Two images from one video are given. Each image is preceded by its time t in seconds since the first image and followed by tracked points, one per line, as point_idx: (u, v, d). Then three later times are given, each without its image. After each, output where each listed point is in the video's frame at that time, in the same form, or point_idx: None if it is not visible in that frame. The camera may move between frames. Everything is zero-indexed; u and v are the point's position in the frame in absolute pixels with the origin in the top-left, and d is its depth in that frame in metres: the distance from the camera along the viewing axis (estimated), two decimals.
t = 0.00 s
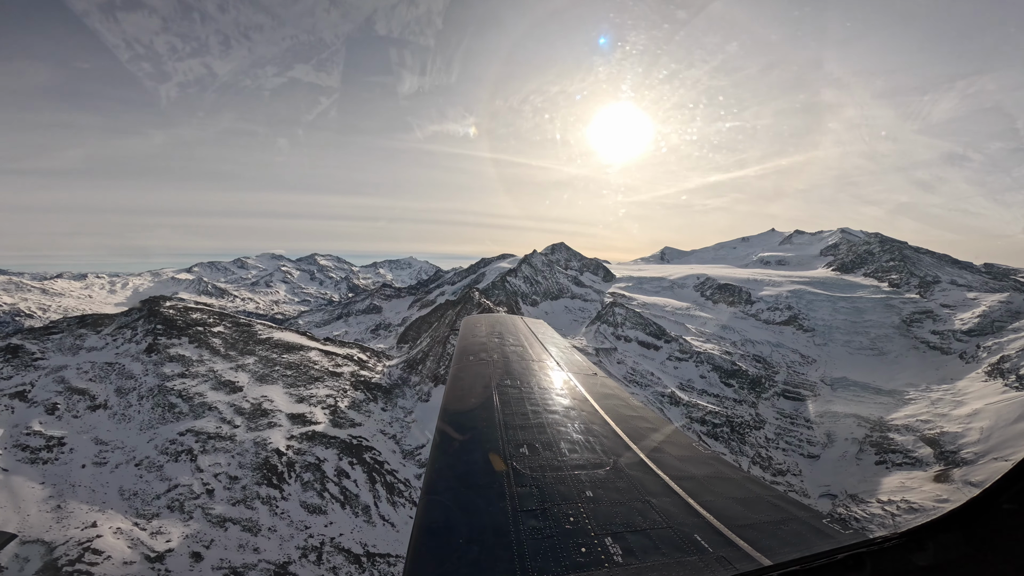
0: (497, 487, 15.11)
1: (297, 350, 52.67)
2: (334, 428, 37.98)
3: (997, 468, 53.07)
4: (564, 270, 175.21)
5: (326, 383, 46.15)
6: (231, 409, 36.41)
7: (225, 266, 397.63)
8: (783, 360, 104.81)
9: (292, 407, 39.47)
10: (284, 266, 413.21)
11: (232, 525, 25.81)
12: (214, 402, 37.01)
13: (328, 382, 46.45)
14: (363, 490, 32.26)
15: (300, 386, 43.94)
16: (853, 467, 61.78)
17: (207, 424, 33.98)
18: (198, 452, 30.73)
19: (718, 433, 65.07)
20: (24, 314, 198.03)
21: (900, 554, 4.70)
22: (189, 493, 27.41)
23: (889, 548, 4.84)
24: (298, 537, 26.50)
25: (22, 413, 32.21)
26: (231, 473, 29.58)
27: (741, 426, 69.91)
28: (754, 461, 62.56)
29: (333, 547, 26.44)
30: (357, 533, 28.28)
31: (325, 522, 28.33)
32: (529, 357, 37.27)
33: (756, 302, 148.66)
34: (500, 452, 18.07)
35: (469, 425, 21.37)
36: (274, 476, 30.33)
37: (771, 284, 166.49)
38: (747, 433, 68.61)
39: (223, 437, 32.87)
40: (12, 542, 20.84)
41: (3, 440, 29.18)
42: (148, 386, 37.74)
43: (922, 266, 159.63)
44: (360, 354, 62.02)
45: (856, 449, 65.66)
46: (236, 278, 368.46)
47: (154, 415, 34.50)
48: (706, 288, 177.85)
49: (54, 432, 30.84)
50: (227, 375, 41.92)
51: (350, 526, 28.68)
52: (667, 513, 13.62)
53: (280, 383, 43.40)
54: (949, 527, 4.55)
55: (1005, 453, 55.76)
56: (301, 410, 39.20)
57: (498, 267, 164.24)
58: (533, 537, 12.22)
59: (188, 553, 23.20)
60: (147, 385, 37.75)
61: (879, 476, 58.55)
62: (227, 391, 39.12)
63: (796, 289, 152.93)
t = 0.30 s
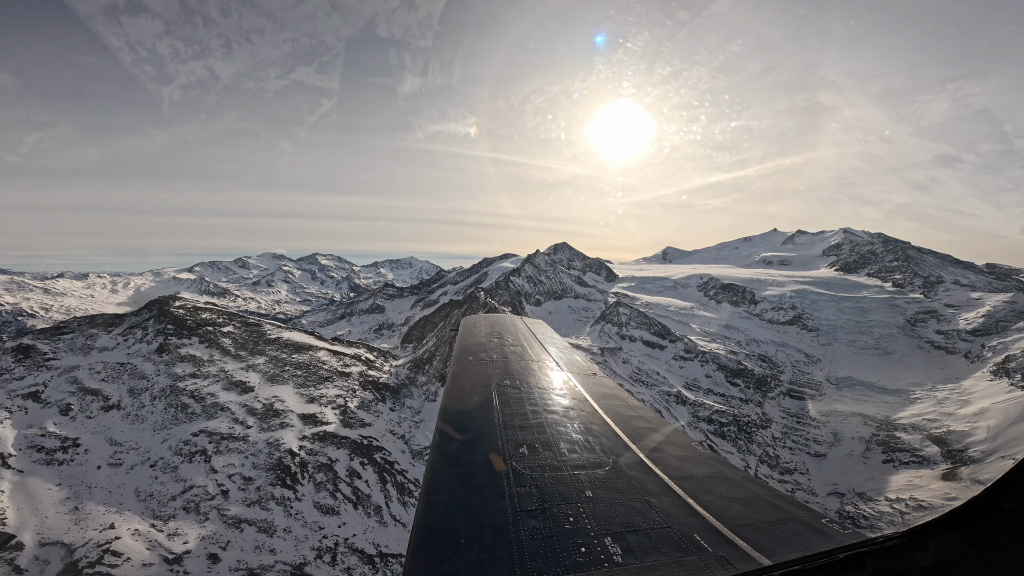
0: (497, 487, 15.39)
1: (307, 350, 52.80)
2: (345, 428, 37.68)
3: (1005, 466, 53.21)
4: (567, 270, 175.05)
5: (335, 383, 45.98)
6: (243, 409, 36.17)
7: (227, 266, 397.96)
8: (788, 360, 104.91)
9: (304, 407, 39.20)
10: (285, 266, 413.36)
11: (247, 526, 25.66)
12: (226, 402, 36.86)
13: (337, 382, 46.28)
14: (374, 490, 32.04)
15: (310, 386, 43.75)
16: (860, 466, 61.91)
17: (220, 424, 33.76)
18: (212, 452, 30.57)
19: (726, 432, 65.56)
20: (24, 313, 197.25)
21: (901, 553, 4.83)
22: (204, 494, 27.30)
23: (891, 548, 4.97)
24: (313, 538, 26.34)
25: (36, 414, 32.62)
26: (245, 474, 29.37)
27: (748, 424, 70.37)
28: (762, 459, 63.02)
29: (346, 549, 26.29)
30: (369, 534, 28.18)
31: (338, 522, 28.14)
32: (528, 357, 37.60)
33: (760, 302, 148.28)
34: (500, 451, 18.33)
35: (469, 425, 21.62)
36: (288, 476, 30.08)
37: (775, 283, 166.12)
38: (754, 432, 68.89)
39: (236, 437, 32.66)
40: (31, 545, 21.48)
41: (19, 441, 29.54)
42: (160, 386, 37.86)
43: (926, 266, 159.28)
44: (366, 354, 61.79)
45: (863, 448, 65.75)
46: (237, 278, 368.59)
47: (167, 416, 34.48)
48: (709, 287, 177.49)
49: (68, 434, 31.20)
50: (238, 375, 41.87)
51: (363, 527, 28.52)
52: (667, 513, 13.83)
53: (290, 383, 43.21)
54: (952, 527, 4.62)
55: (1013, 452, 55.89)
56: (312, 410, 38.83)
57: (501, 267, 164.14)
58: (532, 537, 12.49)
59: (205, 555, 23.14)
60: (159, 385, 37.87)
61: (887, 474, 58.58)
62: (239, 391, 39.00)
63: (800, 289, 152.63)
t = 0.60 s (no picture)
0: (496, 485, 15.67)
1: (316, 350, 52.76)
2: (356, 428, 37.38)
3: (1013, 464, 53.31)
4: (571, 270, 175.20)
5: (345, 383, 45.71)
6: (255, 410, 36.05)
7: (229, 266, 398.59)
8: (793, 359, 105.33)
9: (314, 407, 39.05)
10: (287, 266, 413.60)
11: (263, 527, 25.46)
12: (239, 403, 36.76)
13: (347, 382, 46.10)
14: (386, 491, 31.75)
15: (320, 386, 43.56)
16: (867, 464, 62.01)
17: (233, 425, 33.66)
18: (226, 453, 30.45)
19: (734, 432, 66.40)
20: (27, 314, 197.38)
21: (890, 553, 4.43)
22: (219, 495, 27.16)
23: (878, 545, 4.58)
24: (328, 539, 26.06)
25: (51, 415, 32.66)
26: (259, 475, 29.20)
27: (755, 424, 70.71)
28: (769, 458, 63.81)
29: (361, 549, 26.00)
30: (383, 535, 27.87)
31: (351, 523, 27.85)
32: (528, 356, 37.75)
33: (764, 302, 148.11)
34: (499, 451, 18.59)
35: (467, 423, 21.94)
36: (301, 477, 29.87)
37: (778, 284, 165.91)
38: (761, 431, 69.52)
39: (249, 438, 32.55)
40: (51, 546, 21.19)
41: (34, 442, 29.31)
42: (172, 386, 37.93)
43: (929, 266, 159.08)
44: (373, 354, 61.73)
45: (870, 447, 65.83)
46: (240, 278, 368.75)
47: (180, 416, 34.46)
48: (712, 288, 177.35)
49: (83, 434, 31.21)
50: (249, 376, 41.94)
51: (376, 527, 28.24)
52: (665, 511, 14.10)
53: (301, 383, 43.07)
54: (938, 525, 4.28)
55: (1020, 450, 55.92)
56: (323, 411, 38.65)
57: (504, 267, 164.27)
58: (532, 535, 12.73)
59: (222, 557, 22.91)
60: (171, 386, 37.98)
61: (894, 473, 58.63)
62: (250, 392, 38.92)
63: (804, 289, 152.53)
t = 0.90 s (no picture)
0: (496, 485, 15.89)
1: (325, 350, 52.88)
2: (366, 428, 37.24)
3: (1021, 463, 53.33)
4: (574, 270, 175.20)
5: (354, 383, 45.56)
6: (267, 411, 36.03)
7: (231, 266, 399.52)
8: (798, 359, 105.13)
9: (325, 407, 38.96)
10: (288, 266, 413.48)
11: (278, 528, 25.46)
12: (251, 403, 36.77)
13: (356, 382, 46.04)
14: (397, 492, 31.70)
15: (330, 386, 43.45)
16: (874, 463, 62.04)
17: (246, 425, 33.66)
18: (240, 454, 30.43)
19: (740, 430, 66.48)
20: (29, 314, 197.24)
21: (892, 550, 4.70)
22: (234, 496, 27.13)
23: (880, 542, 4.82)
24: (342, 540, 26.06)
25: (64, 415, 32.75)
26: (273, 476, 29.15)
27: (762, 423, 70.79)
28: (777, 457, 64.03)
29: (375, 551, 26.00)
30: (396, 536, 27.84)
31: (364, 524, 27.87)
32: (528, 356, 37.87)
33: (768, 302, 147.83)
34: (498, 450, 18.81)
35: (466, 422, 22.19)
36: (315, 478, 29.81)
37: (781, 283, 165.60)
38: (768, 430, 69.57)
39: (262, 438, 32.51)
40: (71, 548, 21.20)
41: (49, 443, 29.35)
42: (184, 387, 38.10)
43: (933, 266, 158.69)
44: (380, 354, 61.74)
45: (877, 446, 65.79)
46: (241, 278, 369.34)
47: (193, 416, 34.56)
48: (716, 287, 176.90)
49: (98, 435, 31.28)
50: (261, 375, 42.07)
51: (388, 528, 28.23)
52: (665, 510, 14.29)
53: (312, 384, 43.03)
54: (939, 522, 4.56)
55: None
56: (333, 411, 38.52)
57: (507, 267, 164.29)
58: (531, 535, 12.93)
59: (239, 559, 22.87)
60: (184, 386, 38.15)
61: (901, 471, 58.66)
62: (262, 392, 38.94)
63: (807, 289, 152.25)
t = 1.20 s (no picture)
0: (495, 482, 16.14)
1: (334, 350, 53.17)
2: (377, 428, 37.33)
3: None
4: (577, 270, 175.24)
5: (363, 383, 45.62)
6: (280, 412, 36.24)
7: (233, 266, 400.62)
8: (804, 359, 105.08)
9: (337, 407, 39.10)
10: (290, 266, 414.14)
11: (294, 529, 25.64)
12: (263, 404, 37.03)
13: (365, 382, 46.22)
14: (409, 492, 31.86)
15: (340, 386, 43.56)
16: (881, 463, 61.96)
17: (258, 426, 33.85)
18: (253, 454, 30.61)
19: (747, 430, 66.67)
20: (30, 314, 197.55)
21: (894, 547, 4.94)
22: (249, 498, 27.29)
23: (884, 541, 5.05)
24: (355, 541, 26.27)
25: (79, 416, 33.17)
26: (287, 477, 29.32)
27: (770, 423, 70.95)
28: (784, 456, 64.28)
29: (388, 551, 26.26)
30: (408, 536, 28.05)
31: (377, 524, 28.13)
32: (528, 354, 38.23)
33: (773, 302, 147.55)
34: (498, 448, 19.05)
35: (466, 420, 22.47)
36: (327, 479, 29.91)
37: (785, 284, 165.30)
38: (775, 429, 69.66)
39: (275, 439, 32.67)
40: (90, 550, 21.52)
41: (65, 444, 29.73)
42: (196, 387, 38.45)
43: (937, 267, 158.29)
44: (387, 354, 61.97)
45: (884, 445, 65.70)
46: (243, 278, 370.07)
47: (206, 417, 34.86)
48: (719, 287, 176.65)
49: (112, 436, 31.53)
50: (272, 376, 42.42)
51: (400, 528, 28.46)
52: (665, 509, 14.50)
53: (322, 384, 43.19)
54: (941, 523, 4.84)
55: None
56: (344, 411, 38.64)
57: (509, 267, 164.51)
58: (529, 532, 13.15)
59: (256, 560, 23.04)
60: (196, 387, 38.53)
61: (909, 470, 58.60)
62: (274, 392, 39.20)
63: (811, 289, 151.93)
